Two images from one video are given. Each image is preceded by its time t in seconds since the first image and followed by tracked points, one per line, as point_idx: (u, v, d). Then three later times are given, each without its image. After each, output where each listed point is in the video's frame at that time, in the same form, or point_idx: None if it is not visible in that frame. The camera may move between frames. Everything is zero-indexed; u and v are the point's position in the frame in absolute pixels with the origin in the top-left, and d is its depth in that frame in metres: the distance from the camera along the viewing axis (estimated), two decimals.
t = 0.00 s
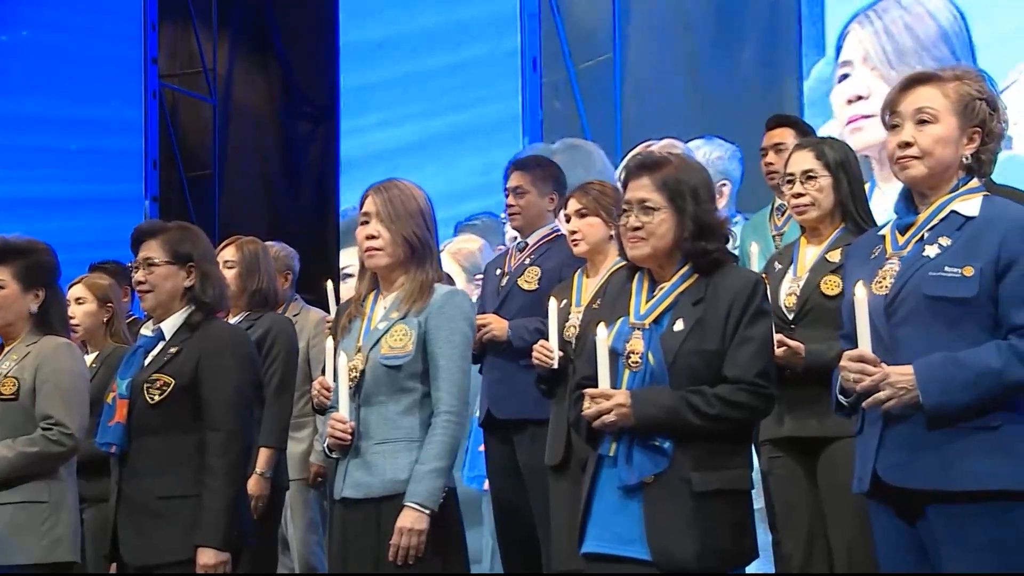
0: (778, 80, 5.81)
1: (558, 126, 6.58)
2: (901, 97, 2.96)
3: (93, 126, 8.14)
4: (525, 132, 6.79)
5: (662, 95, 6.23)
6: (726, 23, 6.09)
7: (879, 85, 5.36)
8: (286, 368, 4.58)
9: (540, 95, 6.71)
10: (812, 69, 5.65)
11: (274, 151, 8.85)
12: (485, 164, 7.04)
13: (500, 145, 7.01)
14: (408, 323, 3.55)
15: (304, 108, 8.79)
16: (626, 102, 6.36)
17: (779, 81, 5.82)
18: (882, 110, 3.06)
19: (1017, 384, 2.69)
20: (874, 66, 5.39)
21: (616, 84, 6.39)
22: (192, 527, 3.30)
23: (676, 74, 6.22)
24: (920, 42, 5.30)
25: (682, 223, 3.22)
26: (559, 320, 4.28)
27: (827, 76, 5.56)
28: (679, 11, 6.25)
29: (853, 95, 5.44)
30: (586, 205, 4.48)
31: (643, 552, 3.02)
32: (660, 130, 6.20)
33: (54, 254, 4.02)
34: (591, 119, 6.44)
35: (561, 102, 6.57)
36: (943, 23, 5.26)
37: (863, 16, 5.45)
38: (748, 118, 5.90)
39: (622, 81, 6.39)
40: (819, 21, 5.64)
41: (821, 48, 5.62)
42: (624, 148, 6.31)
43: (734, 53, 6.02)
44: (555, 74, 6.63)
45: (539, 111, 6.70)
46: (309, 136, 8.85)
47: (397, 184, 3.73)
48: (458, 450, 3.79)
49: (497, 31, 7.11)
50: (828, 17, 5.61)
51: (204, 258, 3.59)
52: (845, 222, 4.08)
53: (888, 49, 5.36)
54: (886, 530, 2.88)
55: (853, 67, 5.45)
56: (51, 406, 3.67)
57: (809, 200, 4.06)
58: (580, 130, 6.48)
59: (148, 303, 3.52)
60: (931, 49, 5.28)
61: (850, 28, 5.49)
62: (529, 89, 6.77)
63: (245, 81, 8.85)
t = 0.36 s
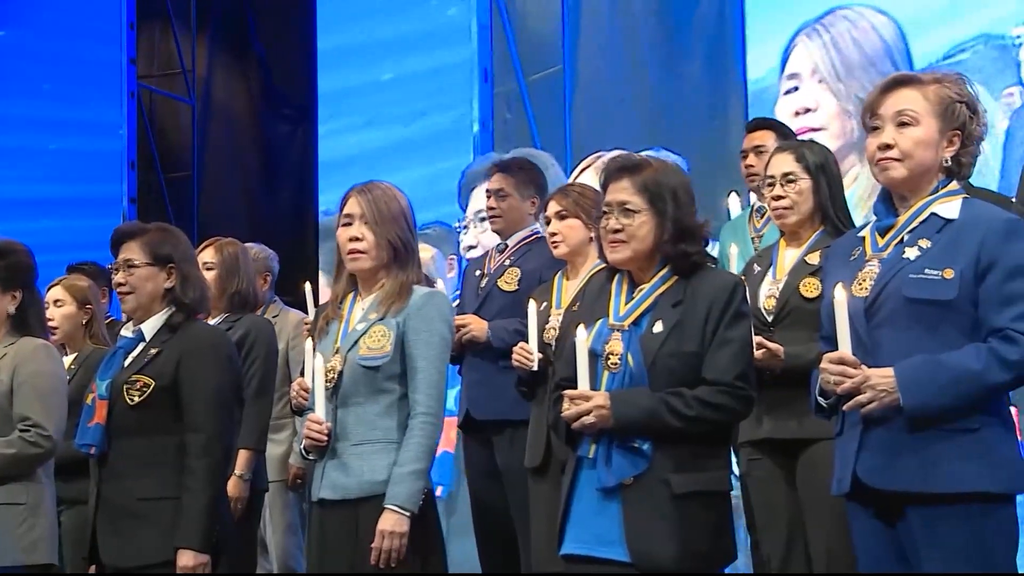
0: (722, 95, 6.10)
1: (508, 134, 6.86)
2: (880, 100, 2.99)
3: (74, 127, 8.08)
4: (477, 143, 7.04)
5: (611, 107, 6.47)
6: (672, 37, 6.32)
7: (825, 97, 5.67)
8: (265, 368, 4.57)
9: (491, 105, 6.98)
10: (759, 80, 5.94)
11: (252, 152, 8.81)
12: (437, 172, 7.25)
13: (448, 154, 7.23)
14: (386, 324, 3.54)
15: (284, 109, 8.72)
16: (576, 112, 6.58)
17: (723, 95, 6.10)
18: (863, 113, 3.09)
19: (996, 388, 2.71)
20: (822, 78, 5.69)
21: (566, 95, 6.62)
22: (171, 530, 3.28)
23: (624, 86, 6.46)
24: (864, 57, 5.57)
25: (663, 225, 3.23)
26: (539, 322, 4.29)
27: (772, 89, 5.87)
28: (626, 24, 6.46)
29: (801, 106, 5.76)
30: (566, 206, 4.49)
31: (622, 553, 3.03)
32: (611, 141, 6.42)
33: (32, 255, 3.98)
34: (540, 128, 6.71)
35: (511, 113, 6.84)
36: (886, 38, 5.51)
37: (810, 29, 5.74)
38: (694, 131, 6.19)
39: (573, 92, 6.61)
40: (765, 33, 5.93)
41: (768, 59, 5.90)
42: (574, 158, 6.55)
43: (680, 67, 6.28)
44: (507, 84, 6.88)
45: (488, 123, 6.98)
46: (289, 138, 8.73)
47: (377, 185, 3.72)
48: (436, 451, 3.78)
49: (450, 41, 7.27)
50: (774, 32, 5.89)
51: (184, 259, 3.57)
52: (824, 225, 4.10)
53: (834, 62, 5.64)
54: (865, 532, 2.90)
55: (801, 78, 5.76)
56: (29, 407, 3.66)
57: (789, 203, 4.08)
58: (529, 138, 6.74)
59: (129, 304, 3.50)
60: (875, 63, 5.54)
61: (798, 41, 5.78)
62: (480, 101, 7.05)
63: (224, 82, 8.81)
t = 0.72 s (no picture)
0: (670, 105, 6.38)
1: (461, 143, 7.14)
2: (860, 104, 3.01)
3: (52, 127, 8.01)
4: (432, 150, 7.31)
5: (564, 115, 6.74)
6: (621, 50, 6.60)
7: (771, 109, 5.96)
8: (244, 369, 4.56)
9: (443, 115, 7.25)
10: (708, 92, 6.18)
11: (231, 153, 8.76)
12: (393, 180, 7.47)
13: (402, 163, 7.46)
14: (364, 325, 3.53)
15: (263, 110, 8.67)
16: (526, 122, 6.83)
17: (670, 106, 6.39)
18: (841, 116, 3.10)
19: (976, 390, 2.73)
20: (770, 90, 5.96)
21: (519, 102, 6.86)
22: (150, 532, 3.26)
23: (577, 96, 6.72)
24: (810, 71, 5.83)
25: (642, 228, 3.23)
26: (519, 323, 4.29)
27: (719, 101, 6.14)
28: (576, 35, 6.73)
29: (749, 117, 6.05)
30: (547, 208, 4.50)
31: (601, 555, 3.03)
32: (562, 152, 6.72)
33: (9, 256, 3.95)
34: (493, 135, 6.99)
35: (462, 122, 7.13)
36: (833, 51, 5.78)
37: (760, 41, 6.01)
38: (644, 139, 6.49)
39: (525, 100, 6.86)
40: (713, 46, 6.18)
41: (716, 72, 6.15)
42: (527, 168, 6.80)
43: (631, 77, 6.57)
44: (460, 96, 7.16)
45: (442, 133, 7.23)
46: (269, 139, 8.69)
47: (357, 187, 3.71)
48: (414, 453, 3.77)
49: (400, 52, 7.56)
50: (723, 46, 6.14)
51: (163, 260, 3.55)
52: (804, 227, 4.12)
53: (782, 75, 5.92)
54: (845, 533, 2.91)
55: (749, 91, 6.03)
56: (6, 409, 3.68)
57: (770, 204, 4.10)
58: (481, 145, 7.03)
59: (108, 306, 3.48)
60: (822, 76, 5.81)
61: (747, 53, 6.04)
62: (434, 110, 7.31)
63: (204, 83, 8.78)
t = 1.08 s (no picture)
0: (619, 116, 6.51)
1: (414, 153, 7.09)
2: (841, 106, 3.02)
3: (29, 127, 7.96)
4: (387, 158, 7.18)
5: (513, 125, 6.83)
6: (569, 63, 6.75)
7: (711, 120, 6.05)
8: (223, 369, 4.55)
9: (397, 123, 7.17)
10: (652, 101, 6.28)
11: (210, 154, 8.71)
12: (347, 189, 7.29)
13: (353, 171, 7.42)
14: (340, 325, 3.52)
15: (242, 111, 8.61)
16: (478, 133, 6.90)
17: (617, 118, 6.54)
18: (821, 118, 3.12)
19: (955, 391, 2.74)
20: (711, 102, 6.05)
21: (469, 116, 6.93)
22: (128, 533, 3.25)
23: (524, 104, 6.82)
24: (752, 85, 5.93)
25: (621, 229, 3.24)
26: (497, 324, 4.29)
27: (665, 109, 6.22)
28: (528, 48, 6.83)
29: (691, 128, 6.12)
30: (527, 210, 4.50)
31: (580, 556, 3.04)
32: (512, 159, 6.81)
33: None
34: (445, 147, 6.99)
35: (417, 133, 7.10)
36: (774, 64, 5.82)
37: (703, 54, 6.08)
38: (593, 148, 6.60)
39: (476, 112, 6.93)
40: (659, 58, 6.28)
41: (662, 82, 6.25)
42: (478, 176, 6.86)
43: (581, 90, 6.69)
44: (413, 105, 7.13)
45: (395, 140, 7.15)
46: (248, 140, 8.63)
47: (341, 189, 3.71)
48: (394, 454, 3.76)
49: (353, 60, 7.49)
50: (668, 56, 6.23)
51: (142, 260, 3.53)
52: (785, 228, 4.13)
53: (722, 88, 6.02)
54: (824, 533, 2.93)
55: (693, 101, 6.10)
56: None
57: (749, 206, 4.12)
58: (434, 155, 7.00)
59: (86, 307, 3.46)
60: (761, 88, 5.89)
61: (692, 65, 6.12)
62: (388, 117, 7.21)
63: (183, 84, 8.74)
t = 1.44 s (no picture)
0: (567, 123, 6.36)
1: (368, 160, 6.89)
2: (822, 108, 3.04)
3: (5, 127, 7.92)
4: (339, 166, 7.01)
5: (462, 134, 6.69)
6: (523, 72, 6.60)
7: (673, 121, 5.81)
8: (201, 369, 4.55)
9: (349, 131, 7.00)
10: (612, 102, 6.08)
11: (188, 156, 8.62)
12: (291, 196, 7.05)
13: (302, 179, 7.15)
14: (316, 325, 3.50)
15: (221, 111, 8.49)
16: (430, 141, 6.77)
17: (565, 124, 6.36)
18: (802, 121, 3.14)
19: (933, 393, 2.76)
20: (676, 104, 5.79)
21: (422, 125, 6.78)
22: (107, 535, 3.23)
23: (473, 113, 6.69)
24: (715, 91, 5.66)
25: (601, 230, 3.25)
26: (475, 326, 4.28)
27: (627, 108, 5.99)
28: (477, 56, 6.71)
29: (647, 126, 5.90)
30: (504, 212, 4.50)
31: (558, 558, 3.04)
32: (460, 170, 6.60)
33: None
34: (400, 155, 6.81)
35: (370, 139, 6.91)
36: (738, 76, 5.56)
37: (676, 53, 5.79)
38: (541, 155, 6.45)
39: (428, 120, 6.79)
40: (622, 59, 6.04)
41: (625, 83, 6.02)
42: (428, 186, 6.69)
43: (531, 99, 6.53)
44: (365, 113, 6.95)
45: (347, 147, 6.98)
46: (226, 141, 8.47)
47: (328, 193, 3.71)
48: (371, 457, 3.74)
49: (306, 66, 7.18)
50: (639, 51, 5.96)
51: (120, 261, 3.51)
52: (767, 229, 4.15)
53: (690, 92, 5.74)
54: (802, 534, 2.94)
55: (654, 99, 5.87)
56: None
57: (732, 206, 4.13)
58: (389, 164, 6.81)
59: (64, 308, 3.44)
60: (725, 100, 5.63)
61: (664, 61, 5.84)
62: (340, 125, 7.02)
63: (161, 85, 8.67)
